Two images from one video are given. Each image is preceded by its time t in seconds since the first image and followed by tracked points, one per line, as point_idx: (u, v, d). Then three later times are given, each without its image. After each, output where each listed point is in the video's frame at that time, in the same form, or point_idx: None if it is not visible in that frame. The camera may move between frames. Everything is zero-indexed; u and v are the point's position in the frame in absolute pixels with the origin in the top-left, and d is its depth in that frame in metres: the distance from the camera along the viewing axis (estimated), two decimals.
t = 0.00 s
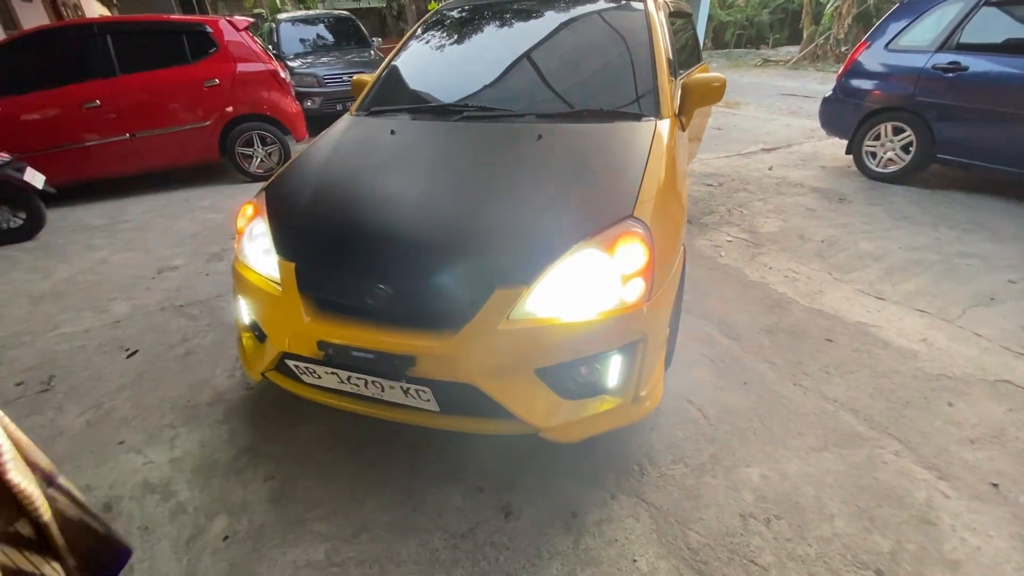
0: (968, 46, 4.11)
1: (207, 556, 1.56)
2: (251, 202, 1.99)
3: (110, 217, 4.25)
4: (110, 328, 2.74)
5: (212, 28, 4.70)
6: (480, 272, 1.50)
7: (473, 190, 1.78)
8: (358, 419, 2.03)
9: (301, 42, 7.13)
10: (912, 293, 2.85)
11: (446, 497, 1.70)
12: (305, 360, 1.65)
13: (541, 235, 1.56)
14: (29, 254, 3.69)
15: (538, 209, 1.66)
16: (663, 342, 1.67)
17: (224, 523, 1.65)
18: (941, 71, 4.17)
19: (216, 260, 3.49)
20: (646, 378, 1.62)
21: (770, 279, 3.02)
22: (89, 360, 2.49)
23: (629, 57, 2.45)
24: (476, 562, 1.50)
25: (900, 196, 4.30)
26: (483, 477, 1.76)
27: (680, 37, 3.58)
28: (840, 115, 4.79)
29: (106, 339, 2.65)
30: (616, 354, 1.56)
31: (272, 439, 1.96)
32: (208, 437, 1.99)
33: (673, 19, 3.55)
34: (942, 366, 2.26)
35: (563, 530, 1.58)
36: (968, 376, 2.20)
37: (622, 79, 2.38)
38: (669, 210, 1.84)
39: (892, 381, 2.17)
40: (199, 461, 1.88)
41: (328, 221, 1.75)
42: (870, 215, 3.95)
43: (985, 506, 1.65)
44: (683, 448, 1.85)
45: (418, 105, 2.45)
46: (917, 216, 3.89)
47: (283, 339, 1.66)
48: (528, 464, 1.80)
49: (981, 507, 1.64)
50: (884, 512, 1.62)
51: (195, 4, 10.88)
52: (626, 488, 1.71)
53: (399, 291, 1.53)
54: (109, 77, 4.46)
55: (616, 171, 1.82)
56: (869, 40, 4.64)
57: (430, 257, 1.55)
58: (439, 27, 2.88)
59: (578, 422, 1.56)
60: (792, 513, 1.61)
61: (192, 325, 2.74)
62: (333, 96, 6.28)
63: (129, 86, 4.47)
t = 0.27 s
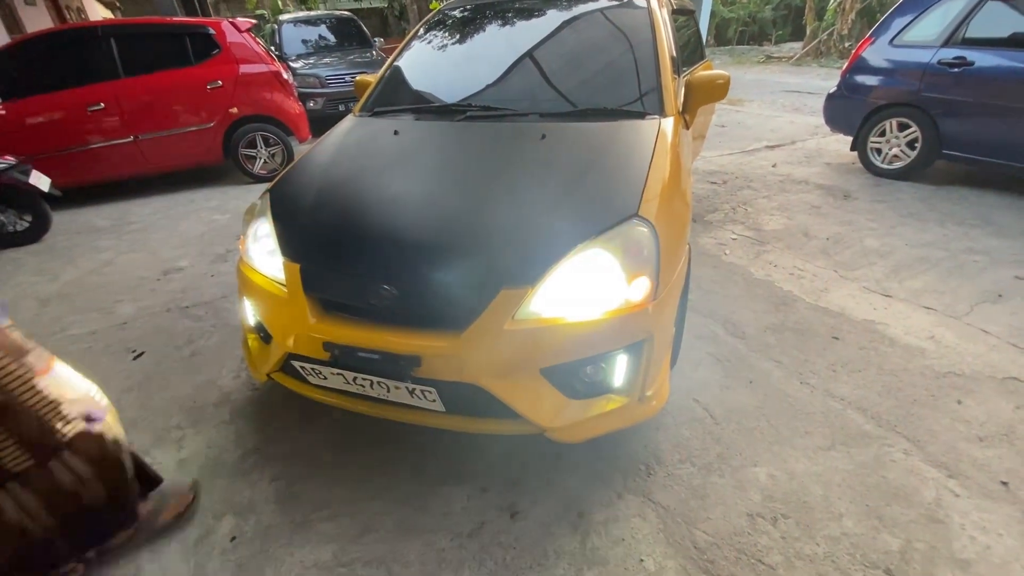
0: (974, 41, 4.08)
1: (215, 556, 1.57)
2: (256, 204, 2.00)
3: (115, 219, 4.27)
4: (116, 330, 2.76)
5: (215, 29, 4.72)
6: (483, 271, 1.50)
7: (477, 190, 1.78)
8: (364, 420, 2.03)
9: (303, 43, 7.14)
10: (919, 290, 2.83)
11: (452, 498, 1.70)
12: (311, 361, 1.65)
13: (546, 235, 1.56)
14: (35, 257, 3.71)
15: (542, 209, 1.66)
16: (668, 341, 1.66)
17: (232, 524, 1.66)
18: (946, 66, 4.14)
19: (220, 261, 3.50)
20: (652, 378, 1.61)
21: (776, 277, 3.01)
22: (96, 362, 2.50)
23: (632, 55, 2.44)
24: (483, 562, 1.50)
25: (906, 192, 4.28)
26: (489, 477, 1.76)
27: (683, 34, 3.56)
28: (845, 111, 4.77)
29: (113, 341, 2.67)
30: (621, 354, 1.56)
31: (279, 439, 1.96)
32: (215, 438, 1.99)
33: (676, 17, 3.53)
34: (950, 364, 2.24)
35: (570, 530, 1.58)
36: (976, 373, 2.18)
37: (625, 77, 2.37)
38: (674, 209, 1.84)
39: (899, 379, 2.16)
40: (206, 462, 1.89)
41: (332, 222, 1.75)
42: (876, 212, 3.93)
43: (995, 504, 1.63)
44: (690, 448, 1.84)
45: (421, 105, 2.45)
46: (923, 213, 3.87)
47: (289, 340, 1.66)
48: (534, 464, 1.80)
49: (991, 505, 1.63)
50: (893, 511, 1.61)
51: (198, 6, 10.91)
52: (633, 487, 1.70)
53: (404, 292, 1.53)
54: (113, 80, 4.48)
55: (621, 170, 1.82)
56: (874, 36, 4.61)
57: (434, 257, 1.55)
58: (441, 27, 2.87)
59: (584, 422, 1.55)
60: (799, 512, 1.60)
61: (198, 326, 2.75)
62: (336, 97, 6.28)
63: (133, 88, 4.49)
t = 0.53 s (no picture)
0: (982, 35, 4.04)
1: (226, 554, 1.59)
2: (264, 205, 2.01)
3: (123, 221, 4.30)
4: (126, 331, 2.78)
5: (220, 31, 4.75)
6: (488, 269, 1.51)
7: (483, 189, 1.79)
8: (371, 419, 2.05)
9: (307, 43, 7.16)
10: (928, 286, 2.82)
11: (460, 496, 1.71)
12: (319, 361, 1.66)
13: (552, 234, 1.56)
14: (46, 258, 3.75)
15: (548, 208, 1.66)
16: (675, 339, 1.67)
17: (242, 522, 1.68)
18: (954, 61, 4.10)
19: (228, 262, 3.52)
20: (659, 377, 1.62)
21: (782, 275, 3.00)
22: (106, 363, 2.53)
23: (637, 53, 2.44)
24: (491, 560, 1.51)
25: (913, 188, 4.25)
26: (497, 475, 1.77)
27: (688, 31, 3.55)
28: (851, 107, 4.73)
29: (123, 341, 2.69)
30: (628, 353, 1.56)
31: (287, 439, 1.98)
32: (225, 437, 2.01)
33: (680, 14, 3.52)
34: (958, 361, 2.23)
35: (577, 528, 1.58)
36: (985, 370, 2.17)
37: (630, 75, 2.37)
38: (680, 207, 1.83)
39: (907, 376, 2.15)
40: (216, 461, 1.91)
41: (339, 222, 1.76)
42: (883, 208, 3.90)
43: (1004, 502, 1.63)
44: (697, 446, 1.84)
45: (426, 105, 2.46)
46: (931, 209, 3.84)
47: (297, 340, 1.67)
48: (541, 463, 1.80)
49: (1000, 503, 1.62)
50: (901, 508, 1.61)
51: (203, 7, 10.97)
52: (640, 485, 1.71)
53: (411, 291, 1.54)
54: (120, 83, 4.52)
55: (626, 168, 1.82)
56: (881, 31, 4.58)
57: (440, 257, 1.55)
58: (445, 27, 2.88)
59: (590, 420, 1.56)
60: (807, 510, 1.60)
61: (206, 327, 2.78)
62: (340, 97, 6.31)
63: (140, 91, 4.52)
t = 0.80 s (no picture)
0: (991, 25, 4.00)
1: (231, 552, 1.59)
2: (265, 202, 2.00)
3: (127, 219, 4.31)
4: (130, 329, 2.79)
5: (221, 27, 4.74)
6: (490, 265, 1.50)
7: (485, 185, 1.77)
8: (375, 417, 2.04)
9: (309, 39, 7.14)
10: (936, 280, 2.79)
11: (464, 493, 1.70)
12: (322, 358, 1.66)
13: (555, 229, 1.55)
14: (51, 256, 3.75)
15: (551, 204, 1.64)
16: (680, 335, 1.65)
17: (247, 520, 1.68)
18: (963, 51, 4.06)
19: (231, 259, 3.52)
20: (663, 374, 1.60)
21: (787, 269, 2.97)
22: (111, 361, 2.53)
23: (640, 45, 2.41)
24: (496, 557, 1.51)
25: (921, 181, 4.20)
26: (501, 472, 1.76)
27: (692, 22, 3.51)
28: (858, 99, 4.67)
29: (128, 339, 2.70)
30: (632, 349, 1.54)
31: (291, 436, 1.98)
32: (229, 434, 2.02)
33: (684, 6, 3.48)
34: (967, 355, 2.20)
35: (581, 525, 1.58)
36: (994, 365, 2.14)
37: (633, 68, 2.34)
38: (685, 202, 1.81)
39: (915, 371, 2.13)
40: (221, 459, 1.91)
41: (341, 219, 1.75)
42: (890, 201, 3.86)
43: (1014, 498, 1.61)
44: (702, 442, 1.83)
45: (428, 100, 2.44)
46: (939, 202, 3.80)
47: (300, 338, 1.66)
48: (545, 460, 1.80)
49: (1010, 500, 1.60)
50: (909, 505, 1.59)
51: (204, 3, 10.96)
52: (645, 482, 1.70)
53: (414, 288, 1.53)
54: (122, 80, 4.50)
55: (630, 163, 1.80)
56: (888, 21, 4.52)
57: (442, 253, 1.54)
58: (446, 21, 2.85)
59: (594, 417, 1.55)
60: (814, 507, 1.59)
61: (210, 324, 2.78)
62: (342, 93, 6.29)
63: (142, 88, 4.52)
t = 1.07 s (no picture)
0: (1006, 12, 3.93)
1: (235, 549, 1.59)
2: (267, 198, 1.98)
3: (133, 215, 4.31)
4: (136, 325, 2.79)
5: (224, 21, 4.72)
6: (495, 261, 1.48)
7: (489, 179, 1.75)
8: (379, 413, 2.03)
9: (312, 32, 7.10)
10: (949, 273, 2.73)
11: (469, 491, 1.69)
12: (324, 355, 1.64)
13: (560, 224, 1.52)
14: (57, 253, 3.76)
15: (556, 198, 1.61)
16: (688, 331, 1.62)
17: (252, 517, 1.68)
18: (978, 38, 3.98)
19: (236, 255, 3.52)
20: (671, 370, 1.57)
21: (797, 262, 2.93)
22: (117, 357, 2.53)
23: (647, 34, 2.37)
24: (501, 556, 1.49)
25: (933, 172, 4.12)
26: (506, 469, 1.75)
27: (700, 11, 3.45)
28: (869, 88, 4.58)
29: (133, 336, 2.70)
30: (639, 345, 1.52)
31: (295, 433, 1.97)
32: (233, 431, 2.01)
33: None
34: (982, 350, 2.16)
35: (588, 523, 1.56)
36: (1010, 360, 2.10)
37: (639, 58, 2.29)
38: (693, 195, 1.78)
39: (927, 366, 2.09)
40: (225, 456, 1.90)
41: (342, 215, 1.73)
42: (902, 192, 3.79)
43: None
44: (710, 439, 1.81)
45: (431, 93, 2.40)
46: (952, 193, 3.73)
47: (303, 335, 1.65)
48: (551, 457, 1.78)
49: None
50: (922, 503, 1.56)
51: None
52: (652, 479, 1.68)
53: (417, 284, 1.51)
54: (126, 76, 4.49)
55: (636, 156, 1.76)
56: (900, 8, 4.44)
57: (446, 250, 1.52)
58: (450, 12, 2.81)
59: (601, 415, 1.52)
60: (825, 505, 1.56)
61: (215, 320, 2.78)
62: (346, 86, 6.25)
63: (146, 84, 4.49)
